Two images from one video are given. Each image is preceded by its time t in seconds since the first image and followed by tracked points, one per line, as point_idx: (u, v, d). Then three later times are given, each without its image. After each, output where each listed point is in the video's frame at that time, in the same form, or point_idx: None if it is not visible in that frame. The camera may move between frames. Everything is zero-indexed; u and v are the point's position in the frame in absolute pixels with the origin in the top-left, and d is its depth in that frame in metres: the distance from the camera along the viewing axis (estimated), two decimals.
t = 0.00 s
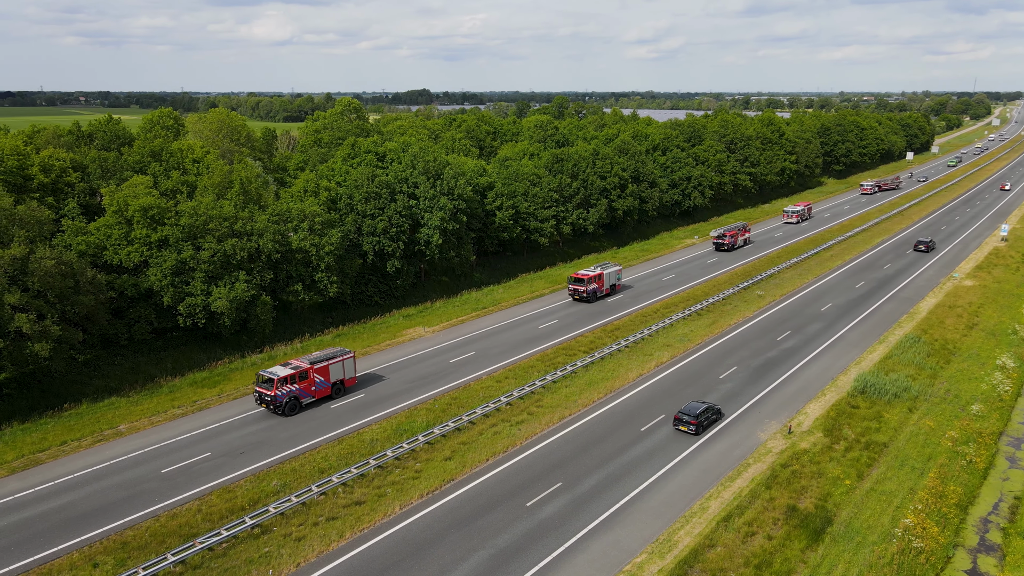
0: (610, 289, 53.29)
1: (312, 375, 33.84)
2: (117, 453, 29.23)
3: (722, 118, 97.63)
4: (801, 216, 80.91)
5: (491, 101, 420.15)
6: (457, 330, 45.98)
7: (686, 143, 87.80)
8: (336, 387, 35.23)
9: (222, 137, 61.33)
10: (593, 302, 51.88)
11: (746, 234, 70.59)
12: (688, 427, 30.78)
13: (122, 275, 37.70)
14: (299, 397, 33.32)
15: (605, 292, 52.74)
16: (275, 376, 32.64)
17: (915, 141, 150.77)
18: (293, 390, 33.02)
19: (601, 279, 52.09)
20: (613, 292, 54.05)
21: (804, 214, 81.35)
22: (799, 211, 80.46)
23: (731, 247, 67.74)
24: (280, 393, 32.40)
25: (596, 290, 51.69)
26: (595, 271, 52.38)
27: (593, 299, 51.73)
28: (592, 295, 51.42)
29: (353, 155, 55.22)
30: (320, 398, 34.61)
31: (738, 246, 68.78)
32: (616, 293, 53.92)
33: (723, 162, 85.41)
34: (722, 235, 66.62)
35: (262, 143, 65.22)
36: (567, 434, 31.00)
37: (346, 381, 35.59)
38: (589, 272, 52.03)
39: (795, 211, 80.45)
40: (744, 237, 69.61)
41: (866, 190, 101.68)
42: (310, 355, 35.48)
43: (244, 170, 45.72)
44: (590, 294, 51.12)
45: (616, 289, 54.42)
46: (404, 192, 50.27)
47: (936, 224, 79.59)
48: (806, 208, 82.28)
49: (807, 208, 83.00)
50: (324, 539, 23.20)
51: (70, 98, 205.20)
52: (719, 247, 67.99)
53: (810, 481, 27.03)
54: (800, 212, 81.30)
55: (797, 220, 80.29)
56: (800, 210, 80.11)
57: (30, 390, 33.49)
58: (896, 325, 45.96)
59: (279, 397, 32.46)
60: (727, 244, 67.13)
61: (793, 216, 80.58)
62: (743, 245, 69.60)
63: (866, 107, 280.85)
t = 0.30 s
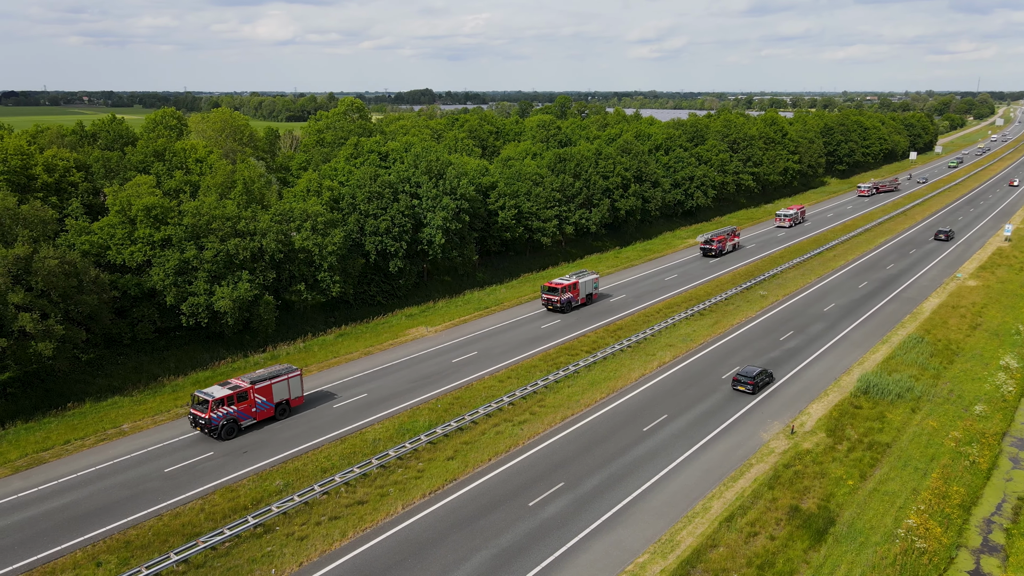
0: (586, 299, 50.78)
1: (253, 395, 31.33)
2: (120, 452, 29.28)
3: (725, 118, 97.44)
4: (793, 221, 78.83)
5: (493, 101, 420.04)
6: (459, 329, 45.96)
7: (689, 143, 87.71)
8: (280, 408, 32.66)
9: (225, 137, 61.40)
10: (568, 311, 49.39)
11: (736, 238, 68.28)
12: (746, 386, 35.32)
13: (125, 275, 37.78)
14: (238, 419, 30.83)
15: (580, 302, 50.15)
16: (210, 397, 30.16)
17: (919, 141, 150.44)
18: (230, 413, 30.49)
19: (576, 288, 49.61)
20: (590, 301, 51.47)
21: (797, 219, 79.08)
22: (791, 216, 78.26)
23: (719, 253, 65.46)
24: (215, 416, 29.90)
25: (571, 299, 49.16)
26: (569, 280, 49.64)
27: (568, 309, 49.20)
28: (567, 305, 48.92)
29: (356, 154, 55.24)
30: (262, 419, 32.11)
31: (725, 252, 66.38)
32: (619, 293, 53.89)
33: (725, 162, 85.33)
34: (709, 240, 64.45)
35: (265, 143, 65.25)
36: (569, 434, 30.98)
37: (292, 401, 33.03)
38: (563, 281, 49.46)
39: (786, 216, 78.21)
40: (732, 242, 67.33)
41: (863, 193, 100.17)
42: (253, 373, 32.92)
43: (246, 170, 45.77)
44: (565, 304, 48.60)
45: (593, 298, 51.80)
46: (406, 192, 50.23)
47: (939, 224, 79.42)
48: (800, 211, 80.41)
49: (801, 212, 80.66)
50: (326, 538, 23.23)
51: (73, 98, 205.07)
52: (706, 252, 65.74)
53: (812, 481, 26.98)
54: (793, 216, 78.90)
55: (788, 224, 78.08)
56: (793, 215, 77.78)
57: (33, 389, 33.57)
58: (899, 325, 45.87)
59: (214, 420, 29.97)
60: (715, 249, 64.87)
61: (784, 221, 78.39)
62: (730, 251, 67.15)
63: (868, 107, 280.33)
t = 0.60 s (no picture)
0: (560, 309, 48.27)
1: (183, 420, 28.71)
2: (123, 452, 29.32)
3: (728, 118, 97.32)
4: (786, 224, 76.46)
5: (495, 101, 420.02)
6: (462, 329, 45.95)
7: (692, 143, 87.63)
8: (215, 432, 30.05)
9: (228, 137, 61.48)
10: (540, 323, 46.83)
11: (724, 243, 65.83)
12: (791, 355, 39.73)
13: (128, 274, 37.83)
14: (166, 446, 28.23)
15: (554, 312, 47.56)
16: (134, 422, 27.54)
17: (922, 141, 150.18)
18: (157, 438, 27.92)
19: (548, 298, 47.02)
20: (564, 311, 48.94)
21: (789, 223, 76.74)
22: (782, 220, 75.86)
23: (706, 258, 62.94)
24: (139, 442, 27.31)
25: (543, 310, 46.56)
26: (540, 290, 47.06)
27: (540, 320, 46.61)
28: (539, 316, 46.35)
29: (359, 154, 55.23)
30: (194, 444, 29.48)
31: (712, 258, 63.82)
32: (621, 293, 53.87)
33: (728, 162, 85.21)
34: (695, 245, 62.05)
35: (267, 143, 65.26)
36: (571, 434, 30.97)
37: (228, 424, 30.43)
38: (535, 290, 46.85)
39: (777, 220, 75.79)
40: (720, 247, 64.94)
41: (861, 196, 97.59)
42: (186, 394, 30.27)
43: (249, 170, 45.80)
44: (536, 315, 46.06)
45: (568, 308, 49.28)
46: (409, 192, 50.19)
47: (942, 224, 79.23)
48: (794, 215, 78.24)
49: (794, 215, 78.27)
50: (329, 538, 23.24)
51: (75, 98, 204.96)
52: (693, 259, 63.22)
53: (815, 482, 26.92)
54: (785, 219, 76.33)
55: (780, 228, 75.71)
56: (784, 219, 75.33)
57: (37, 388, 33.66)
58: (902, 325, 45.80)
59: (138, 447, 27.39)
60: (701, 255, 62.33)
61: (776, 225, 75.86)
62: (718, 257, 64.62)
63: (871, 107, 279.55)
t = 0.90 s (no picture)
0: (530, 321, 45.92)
1: (101, 447, 26.30)
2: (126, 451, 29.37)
3: (731, 118, 97.17)
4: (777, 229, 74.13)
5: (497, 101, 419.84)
6: (464, 329, 45.95)
7: (695, 143, 87.51)
8: (140, 459, 27.56)
9: (231, 136, 61.53)
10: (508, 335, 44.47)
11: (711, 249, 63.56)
12: (830, 329, 43.93)
13: (132, 274, 37.92)
14: (80, 476, 25.82)
15: (523, 324, 45.24)
16: (42, 452, 25.13)
17: (925, 141, 149.87)
18: (70, 469, 25.52)
19: (517, 309, 44.69)
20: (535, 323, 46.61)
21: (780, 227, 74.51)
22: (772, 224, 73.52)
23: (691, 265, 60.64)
24: (48, 474, 24.93)
25: (510, 322, 44.18)
26: (508, 301, 44.72)
27: (508, 332, 44.25)
28: (506, 328, 43.99)
29: (362, 154, 55.25)
30: (115, 473, 27.05)
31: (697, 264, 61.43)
32: (624, 293, 53.84)
33: (731, 162, 85.11)
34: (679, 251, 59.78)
35: (270, 143, 65.33)
36: (573, 434, 30.97)
37: (155, 451, 27.96)
38: (503, 301, 44.46)
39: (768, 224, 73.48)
40: (706, 253, 62.59)
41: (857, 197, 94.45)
42: (110, 417, 27.83)
43: (252, 170, 45.84)
44: (503, 328, 43.69)
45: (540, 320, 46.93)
46: (411, 192, 50.19)
47: (946, 225, 79.03)
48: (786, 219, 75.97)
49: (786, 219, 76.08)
50: (332, 537, 23.28)
51: (79, 98, 205.13)
52: (677, 265, 60.92)
53: (817, 482, 26.88)
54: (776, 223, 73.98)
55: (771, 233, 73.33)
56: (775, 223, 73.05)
57: (40, 387, 33.75)
58: (906, 326, 45.70)
59: (46, 480, 25.02)
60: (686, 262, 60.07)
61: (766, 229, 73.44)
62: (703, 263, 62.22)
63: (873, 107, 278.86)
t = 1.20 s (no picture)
0: (497, 333, 43.50)
1: (2, 480, 23.83)
2: (129, 450, 29.43)
3: (734, 118, 97.01)
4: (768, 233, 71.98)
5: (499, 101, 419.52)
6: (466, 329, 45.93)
7: (697, 143, 87.41)
8: (49, 493, 25.00)
9: (234, 136, 61.62)
10: (473, 349, 42.02)
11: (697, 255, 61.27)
12: (861, 308, 47.83)
13: (135, 274, 38.02)
14: None
15: (489, 337, 42.79)
16: None
17: (929, 140, 149.57)
18: None
19: (481, 321, 42.13)
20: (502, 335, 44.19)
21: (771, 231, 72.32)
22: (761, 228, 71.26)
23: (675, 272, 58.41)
24: None
25: (475, 335, 41.72)
26: (472, 313, 42.21)
27: (472, 346, 41.80)
28: (471, 342, 41.53)
29: (364, 154, 55.28)
30: (20, 508, 24.50)
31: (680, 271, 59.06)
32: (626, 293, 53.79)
33: (733, 162, 85.00)
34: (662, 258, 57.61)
35: (273, 142, 65.35)
36: (575, 434, 30.98)
37: (67, 483, 25.47)
38: (467, 313, 41.94)
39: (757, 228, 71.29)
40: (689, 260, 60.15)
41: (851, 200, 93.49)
42: (18, 446, 25.41)
43: (255, 170, 45.88)
44: (467, 341, 41.23)
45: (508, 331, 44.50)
46: (414, 192, 50.17)
47: (949, 225, 78.83)
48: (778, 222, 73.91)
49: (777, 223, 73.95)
50: (334, 536, 23.32)
51: (83, 98, 205.27)
52: (659, 273, 58.59)
53: (820, 483, 26.85)
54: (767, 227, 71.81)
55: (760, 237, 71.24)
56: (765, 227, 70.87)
57: (44, 386, 33.84)
58: (908, 326, 45.61)
59: None
60: (669, 269, 57.73)
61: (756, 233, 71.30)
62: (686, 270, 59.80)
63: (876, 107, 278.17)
